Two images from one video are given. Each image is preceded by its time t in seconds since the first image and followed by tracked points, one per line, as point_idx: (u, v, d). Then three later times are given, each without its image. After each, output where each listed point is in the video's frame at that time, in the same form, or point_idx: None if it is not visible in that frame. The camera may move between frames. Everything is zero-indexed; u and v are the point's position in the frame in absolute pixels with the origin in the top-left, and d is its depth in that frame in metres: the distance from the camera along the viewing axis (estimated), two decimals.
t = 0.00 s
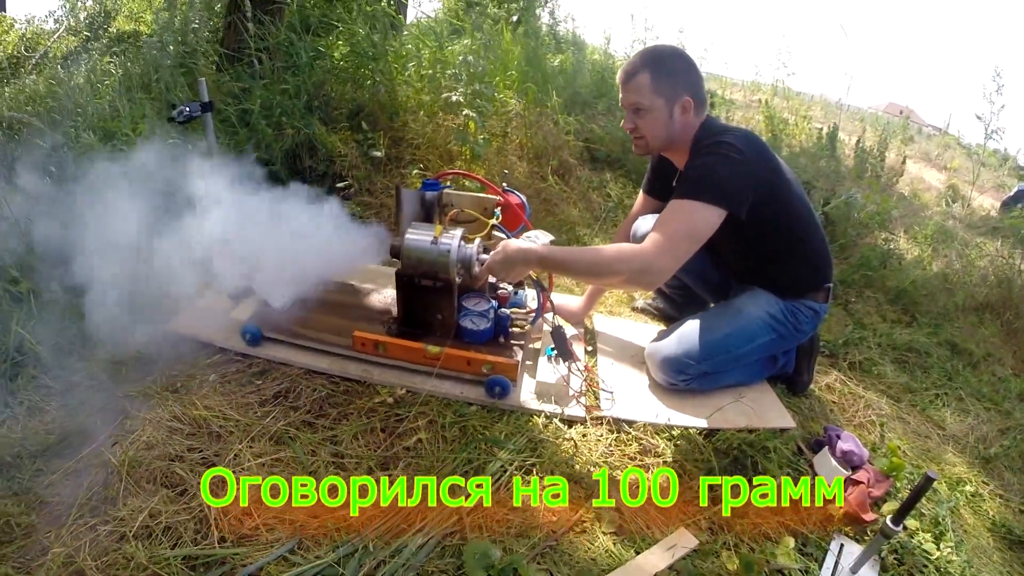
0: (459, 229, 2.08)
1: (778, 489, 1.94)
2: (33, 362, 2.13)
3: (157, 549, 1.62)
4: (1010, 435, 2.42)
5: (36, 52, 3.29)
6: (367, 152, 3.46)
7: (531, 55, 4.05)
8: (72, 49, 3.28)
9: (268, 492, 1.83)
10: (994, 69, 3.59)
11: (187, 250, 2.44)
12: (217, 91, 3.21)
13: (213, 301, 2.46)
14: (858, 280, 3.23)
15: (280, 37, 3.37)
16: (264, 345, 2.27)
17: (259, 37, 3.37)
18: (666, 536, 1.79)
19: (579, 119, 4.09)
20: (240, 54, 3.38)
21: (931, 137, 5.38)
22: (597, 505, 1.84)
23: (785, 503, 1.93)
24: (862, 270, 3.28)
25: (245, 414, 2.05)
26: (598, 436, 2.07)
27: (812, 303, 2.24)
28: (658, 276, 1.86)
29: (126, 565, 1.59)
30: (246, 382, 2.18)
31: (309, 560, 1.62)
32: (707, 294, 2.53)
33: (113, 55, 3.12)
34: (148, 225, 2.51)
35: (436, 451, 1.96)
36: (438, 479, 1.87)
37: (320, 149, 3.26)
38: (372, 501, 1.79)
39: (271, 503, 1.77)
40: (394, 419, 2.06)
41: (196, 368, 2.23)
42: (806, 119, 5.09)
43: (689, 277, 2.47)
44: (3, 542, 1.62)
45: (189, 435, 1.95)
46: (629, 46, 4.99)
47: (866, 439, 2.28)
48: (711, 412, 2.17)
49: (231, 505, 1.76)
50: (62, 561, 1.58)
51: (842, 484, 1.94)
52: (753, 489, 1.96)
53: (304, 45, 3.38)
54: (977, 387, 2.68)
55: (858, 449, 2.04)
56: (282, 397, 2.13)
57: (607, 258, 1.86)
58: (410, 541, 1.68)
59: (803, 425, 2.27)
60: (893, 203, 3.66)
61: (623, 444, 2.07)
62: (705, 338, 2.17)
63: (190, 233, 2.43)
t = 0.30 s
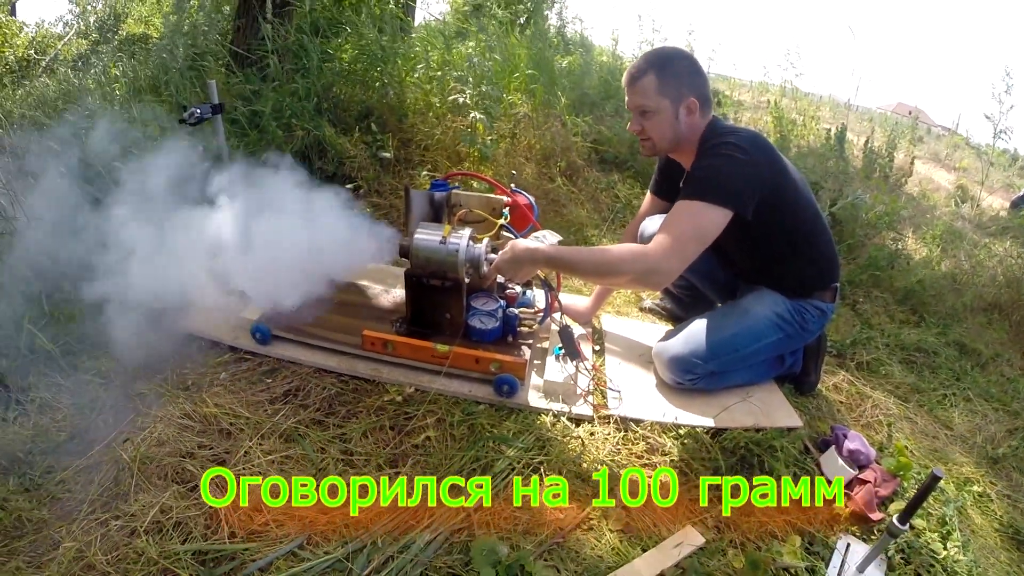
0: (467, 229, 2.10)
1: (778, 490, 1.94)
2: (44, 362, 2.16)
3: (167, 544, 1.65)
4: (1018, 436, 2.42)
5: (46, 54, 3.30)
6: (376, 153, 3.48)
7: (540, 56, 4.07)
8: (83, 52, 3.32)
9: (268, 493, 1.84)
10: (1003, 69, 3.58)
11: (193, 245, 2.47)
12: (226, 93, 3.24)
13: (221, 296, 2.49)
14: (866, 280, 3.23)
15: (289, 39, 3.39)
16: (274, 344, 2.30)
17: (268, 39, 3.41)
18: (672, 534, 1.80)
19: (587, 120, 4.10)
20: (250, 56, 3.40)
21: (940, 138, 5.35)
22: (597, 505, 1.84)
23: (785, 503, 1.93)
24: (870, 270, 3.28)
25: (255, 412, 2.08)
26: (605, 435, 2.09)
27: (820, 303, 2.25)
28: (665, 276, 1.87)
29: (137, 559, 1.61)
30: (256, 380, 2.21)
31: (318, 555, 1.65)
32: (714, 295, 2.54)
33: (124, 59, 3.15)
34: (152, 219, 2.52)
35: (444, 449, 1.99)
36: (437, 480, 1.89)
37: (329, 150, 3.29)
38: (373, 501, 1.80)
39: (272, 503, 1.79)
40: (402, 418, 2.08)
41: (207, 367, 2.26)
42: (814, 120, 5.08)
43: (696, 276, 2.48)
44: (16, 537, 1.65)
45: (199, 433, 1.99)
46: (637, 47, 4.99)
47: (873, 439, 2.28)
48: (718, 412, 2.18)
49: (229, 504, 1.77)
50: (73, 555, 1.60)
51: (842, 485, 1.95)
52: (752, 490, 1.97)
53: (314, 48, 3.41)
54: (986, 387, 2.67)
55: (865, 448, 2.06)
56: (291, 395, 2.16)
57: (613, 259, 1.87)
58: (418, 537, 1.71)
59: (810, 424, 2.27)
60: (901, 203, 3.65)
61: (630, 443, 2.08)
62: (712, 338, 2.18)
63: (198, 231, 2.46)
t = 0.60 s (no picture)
0: (473, 227, 2.12)
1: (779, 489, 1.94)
2: (54, 361, 2.19)
3: (176, 539, 1.67)
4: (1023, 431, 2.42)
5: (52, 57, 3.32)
6: (381, 153, 3.50)
7: (543, 57, 4.09)
8: (89, 55, 3.35)
9: (268, 493, 1.85)
10: (1006, 66, 3.58)
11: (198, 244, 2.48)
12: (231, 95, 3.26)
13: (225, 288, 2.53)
14: (870, 277, 3.23)
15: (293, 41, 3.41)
16: (282, 342, 2.32)
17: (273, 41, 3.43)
18: (677, 528, 1.81)
19: (590, 119, 4.11)
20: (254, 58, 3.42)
21: (944, 135, 5.34)
22: (597, 504, 1.85)
23: (785, 503, 1.93)
24: (873, 267, 3.28)
25: (262, 410, 2.10)
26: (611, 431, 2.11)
27: (823, 299, 2.26)
28: (668, 273, 1.89)
29: (146, 554, 1.63)
30: (263, 378, 2.23)
31: (326, 548, 1.67)
32: (718, 292, 2.55)
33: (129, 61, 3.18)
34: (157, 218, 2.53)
35: (450, 445, 2.01)
36: (437, 479, 1.89)
37: (335, 150, 3.31)
38: (372, 501, 1.81)
39: (272, 503, 1.80)
40: (409, 414, 2.11)
41: (215, 365, 2.29)
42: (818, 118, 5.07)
43: (700, 273, 2.50)
44: (26, 532, 1.67)
45: (206, 430, 2.01)
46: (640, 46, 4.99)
47: (876, 435, 2.29)
48: (722, 408, 2.19)
49: (230, 503, 1.79)
50: (84, 550, 1.63)
51: (842, 484, 1.95)
52: (752, 490, 1.97)
53: (318, 49, 3.43)
54: (990, 384, 2.68)
55: (869, 444, 2.08)
56: (299, 392, 2.18)
57: (617, 256, 1.89)
58: (425, 532, 1.73)
59: (814, 420, 2.28)
60: (905, 200, 3.65)
61: (636, 438, 2.10)
62: (716, 334, 2.20)
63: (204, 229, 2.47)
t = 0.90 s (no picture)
0: (468, 226, 2.12)
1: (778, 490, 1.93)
2: (51, 361, 2.19)
3: (173, 538, 1.67)
4: (1019, 427, 2.43)
5: (47, 58, 3.31)
6: (376, 152, 3.50)
7: (539, 57, 4.09)
8: (84, 56, 3.34)
9: (268, 491, 1.84)
10: (1001, 63, 3.59)
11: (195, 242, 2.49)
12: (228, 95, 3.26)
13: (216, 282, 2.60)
14: (865, 274, 3.24)
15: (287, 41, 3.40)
16: (278, 340, 2.32)
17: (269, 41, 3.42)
18: (675, 525, 1.81)
19: (586, 118, 4.11)
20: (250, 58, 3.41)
21: (939, 133, 5.35)
22: (597, 503, 1.84)
23: (785, 503, 1.93)
24: (869, 264, 3.29)
25: (258, 409, 2.10)
26: (607, 428, 2.11)
27: (819, 296, 2.26)
28: (664, 270, 1.89)
29: (143, 554, 1.63)
30: (260, 377, 2.23)
31: (323, 547, 1.67)
32: (713, 289, 2.56)
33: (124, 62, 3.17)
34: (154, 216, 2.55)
35: (447, 442, 2.01)
36: (437, 479, 1.88)
37: (331, 150, 3.30)
38: (373, 500, 1.80)
39: (272, 502, 1.79)
40: (405, 412, 2.10)
41: (211, 364, 2.28)
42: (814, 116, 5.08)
43: (695, 271, 2.50)
44: (23, 533, 1.67)
45: (202, 429, 2.00)
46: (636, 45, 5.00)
47: (873, 430, 2.30)
48: (718, 404, 2.20)
49: (229, 503, 1.78)
50: (81, 550, 1.63)
51: (841, 483, 1.94)
52: (753, 489, 1.96)
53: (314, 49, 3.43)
54: (986, 379, 2.68)
55: (865, 440, 2.07)
56: (296, 391, 2.18)
57: (612, 253, 1.89)
58: (423, 529, 1.73)
59: (810, 416, 2.28)
60: (900, 198, 3.66)
61: (632, 435, 2.10)
62: (712, 331, 2.20)
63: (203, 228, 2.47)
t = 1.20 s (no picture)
0: (469, 228, 2.13)
1: (778, 490, 1.95)
2: (54, 364, 2.20)
3: (176, 539, 1.68)
4: (1019, 428, 2.43)
5: (48, 61, 3.32)
6: (377, 155, 3.51)
7: (539, 59, 4.10)
8: (85, 58, 3.35)
9: (268, 492, 1.86)
10: (1000, 64, 3.60)
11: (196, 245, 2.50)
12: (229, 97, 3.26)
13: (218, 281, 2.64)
14: (864, 276, 3.24)
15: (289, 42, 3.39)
16: (279, 343, 2.33)
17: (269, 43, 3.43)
18: (674, 526, 1.82)
19: (585, 120, 4.12)
20: (251, 61, 3.43)
21: (938, 135, 5.36)
22: (597, 504, 1.86)
23: (785, 503, 1.94)
24: (868, 265, 3.30)
25: (260, 411, 2.11)
26: (607, 430, 2.12)
27: (818, 297, 2.26)
28: (664, 272, 1.90)
29: (146, 555, 1.64)
30: (262, 379, 2.24)
31: (325, 548, 1.68)
32: (712, 291, 2.57)
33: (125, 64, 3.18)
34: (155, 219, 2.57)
35: (448, 444, 2.02)
36: (437, 479, 1.90)
37: (332, 153, 3.31)
38: (372, 500, 1.82)
39: (271, 503, 1.80)
40: (406, 414, 2.12)
41: (213, 366, 2.30)
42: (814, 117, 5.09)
43: (694, 273, 2.51)
44: (26, 534, 1.68)
45: (204, 431, 2.02)
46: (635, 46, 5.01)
47: (872, 432, 2.31)
48: (718, 406, 2.20)
49: (230, 503, 1.79)
50: (83, 551, 1.64)
51: (841, 484, 1.95)
52: (752, 490, 1.97)
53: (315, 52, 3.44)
54: (985, 380, 2.69)
55: (864, 441, 2.08)
56: (297, 393, 2.19)
57: (612, 256, 1.90)
58: (423, 530, 1.74)
59: (810, 417, 2.29)
60: (900, 199, 3.67)
61: (631, 437, 2.11)
62: (711, 333, 2.21)
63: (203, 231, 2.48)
